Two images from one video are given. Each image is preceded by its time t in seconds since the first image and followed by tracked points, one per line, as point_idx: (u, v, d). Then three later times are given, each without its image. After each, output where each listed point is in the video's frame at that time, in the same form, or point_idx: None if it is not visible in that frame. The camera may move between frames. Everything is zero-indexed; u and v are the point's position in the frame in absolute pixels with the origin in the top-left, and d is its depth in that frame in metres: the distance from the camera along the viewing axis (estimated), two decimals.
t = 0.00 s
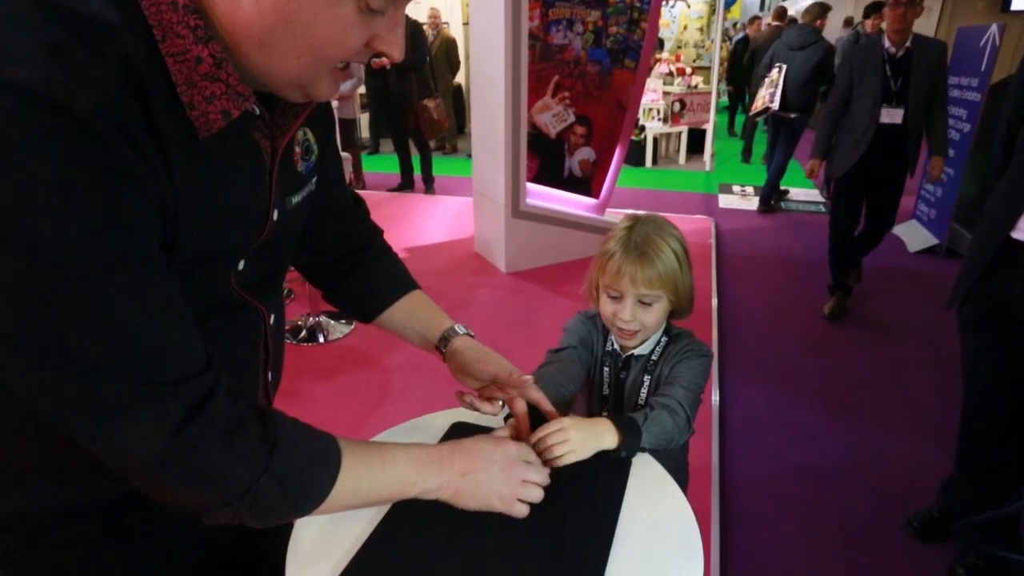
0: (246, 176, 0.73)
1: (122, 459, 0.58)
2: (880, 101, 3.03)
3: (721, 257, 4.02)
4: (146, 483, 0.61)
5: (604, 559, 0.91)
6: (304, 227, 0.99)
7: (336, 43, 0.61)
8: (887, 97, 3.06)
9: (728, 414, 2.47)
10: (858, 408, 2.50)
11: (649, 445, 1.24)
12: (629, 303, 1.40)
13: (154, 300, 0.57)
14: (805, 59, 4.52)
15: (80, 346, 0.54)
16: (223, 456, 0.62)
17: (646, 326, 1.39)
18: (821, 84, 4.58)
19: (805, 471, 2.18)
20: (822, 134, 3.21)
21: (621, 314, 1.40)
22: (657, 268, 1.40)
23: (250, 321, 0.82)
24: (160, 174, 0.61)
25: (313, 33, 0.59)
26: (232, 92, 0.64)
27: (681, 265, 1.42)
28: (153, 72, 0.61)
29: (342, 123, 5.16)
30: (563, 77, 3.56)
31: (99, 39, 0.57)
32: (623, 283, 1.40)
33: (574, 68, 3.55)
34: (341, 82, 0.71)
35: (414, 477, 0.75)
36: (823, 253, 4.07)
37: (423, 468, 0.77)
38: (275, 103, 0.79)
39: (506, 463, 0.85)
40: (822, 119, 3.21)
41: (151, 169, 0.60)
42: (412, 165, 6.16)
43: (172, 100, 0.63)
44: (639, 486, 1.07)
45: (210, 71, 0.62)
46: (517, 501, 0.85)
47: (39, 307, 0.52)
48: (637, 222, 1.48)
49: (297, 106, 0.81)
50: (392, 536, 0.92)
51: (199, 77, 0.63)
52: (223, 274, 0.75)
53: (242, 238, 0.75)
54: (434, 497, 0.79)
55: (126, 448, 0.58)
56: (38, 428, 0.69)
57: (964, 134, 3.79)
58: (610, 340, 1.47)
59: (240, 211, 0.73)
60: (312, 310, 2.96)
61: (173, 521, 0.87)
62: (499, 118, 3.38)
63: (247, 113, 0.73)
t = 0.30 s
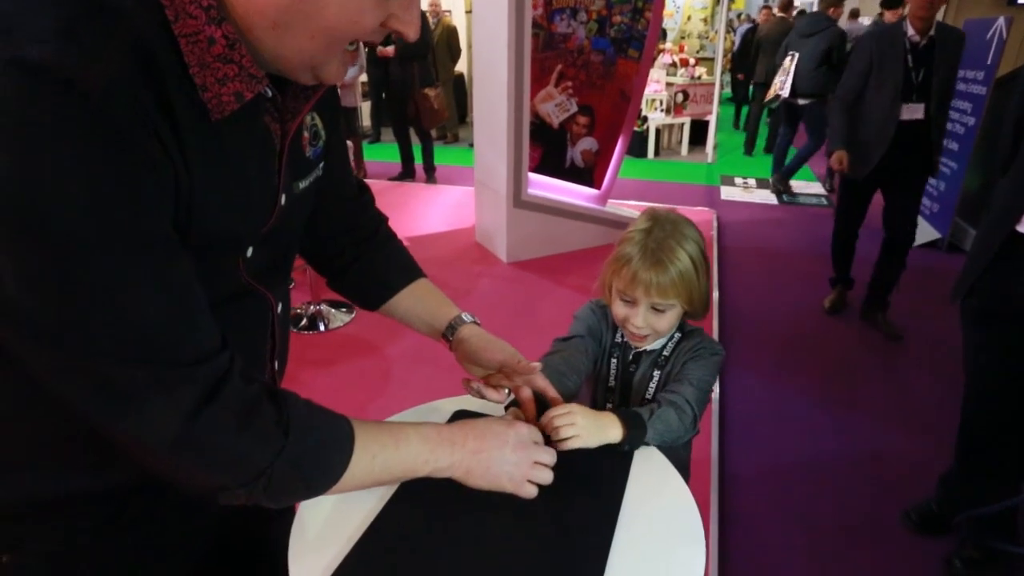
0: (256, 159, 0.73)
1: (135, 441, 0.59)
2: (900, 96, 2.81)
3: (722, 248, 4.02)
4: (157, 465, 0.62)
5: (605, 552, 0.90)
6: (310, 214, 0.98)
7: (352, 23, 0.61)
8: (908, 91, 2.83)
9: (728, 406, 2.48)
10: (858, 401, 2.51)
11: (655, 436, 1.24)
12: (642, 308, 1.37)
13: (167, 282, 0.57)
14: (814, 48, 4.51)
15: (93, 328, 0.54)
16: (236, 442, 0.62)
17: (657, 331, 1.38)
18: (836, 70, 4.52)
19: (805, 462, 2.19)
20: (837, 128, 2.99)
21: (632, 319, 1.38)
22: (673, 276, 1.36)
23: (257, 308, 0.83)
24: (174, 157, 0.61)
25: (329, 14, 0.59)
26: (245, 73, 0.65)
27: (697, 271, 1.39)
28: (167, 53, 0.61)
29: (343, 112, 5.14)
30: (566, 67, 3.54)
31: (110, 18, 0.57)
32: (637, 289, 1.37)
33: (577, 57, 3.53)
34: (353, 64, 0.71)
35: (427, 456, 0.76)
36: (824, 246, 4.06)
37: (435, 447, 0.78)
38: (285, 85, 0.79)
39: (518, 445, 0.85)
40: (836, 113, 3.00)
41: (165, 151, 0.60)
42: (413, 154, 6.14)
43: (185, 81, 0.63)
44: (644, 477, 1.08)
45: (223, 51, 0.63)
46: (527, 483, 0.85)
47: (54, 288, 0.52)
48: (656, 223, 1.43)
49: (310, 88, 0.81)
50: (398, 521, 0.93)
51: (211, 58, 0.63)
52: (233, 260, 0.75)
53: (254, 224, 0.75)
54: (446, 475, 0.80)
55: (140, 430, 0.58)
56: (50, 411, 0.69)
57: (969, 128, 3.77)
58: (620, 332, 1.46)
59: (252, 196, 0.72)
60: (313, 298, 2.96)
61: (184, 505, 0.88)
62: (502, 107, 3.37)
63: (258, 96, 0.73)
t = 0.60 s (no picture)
0: (261, 146, 0.73)
1: (140, 428, 0.59)
2: (930, 106, 2.53)
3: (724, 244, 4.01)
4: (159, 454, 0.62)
5: (605, 546, 0.91)
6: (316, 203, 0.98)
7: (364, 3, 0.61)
8: (942, 99, 2.54)
9: (729, 401, 2.48)
10: (858, 396, 2.51)
11: (665, 429, 1.22)
12: (654, 314, 1.36)
13: (169, 268, 0.57)
14: (832, 48, 4.54)
15: (96, 313, 0.54)
16: (241, 431, 0.62)
17: (666, 337, 1.38)
18: (858, 68, 4.51)
19: (805, 458, 2.20)
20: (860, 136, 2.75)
21: (643, 323, 1.37)
22: (690, 287, 1.34)
23: (262, 298, 0.82)
24: (176, 141, 0.61)
25: None
26: (250, 58, 0.65)
27: (713, 283, 1.38)
28: (173, 38, 0.61)
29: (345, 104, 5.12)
30: (569, 60, 3.52)
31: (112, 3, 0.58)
32: (653, 296, 1.35)
33: (581, 50, 3.51)
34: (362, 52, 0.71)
35: (423, 450, 0.77)
36: (828, 242, 4.05)
37: (431, 442, 0.78)
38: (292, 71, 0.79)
39: (514, 437, 0.85)
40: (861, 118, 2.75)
41: (169, 137, 0.60)
42: (415, 146, 6.12)
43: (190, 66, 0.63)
44: (643, 475, 1.08)
45: (229, 36, 0.63)
46: (524, 472, 0.85)
47: (57, 274, 0.52)
48: (679, 230, 1.41)
49: (316, 73, 0.80)
50: (400, 512, 0.93)
51: (216, 42, 0.63)
52: (238, 248, 0.75)
53: (258, 213, 0.74)
54: (443, 469, 0.80)
55: (144, 418, 0.58)
56: (54, 398, 0.70)
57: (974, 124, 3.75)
58: (626, 328, 1.46)
59: (256, 182, 0.72)
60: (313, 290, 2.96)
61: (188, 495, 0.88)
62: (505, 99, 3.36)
63: (263, 82, 0.73)
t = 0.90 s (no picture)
0: (261, 144, 0.72)
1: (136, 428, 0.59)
2: (972, 105, 2.35)
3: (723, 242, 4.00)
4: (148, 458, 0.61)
5: (605, 540, 0.92)
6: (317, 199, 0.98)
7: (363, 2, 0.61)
8: (982, 97, 2.35)
9: (727, 399, 2.48)
10: (857, 396, 2.51)
11: (664, 425, 1.21)
12: (658, 323, 1.35)
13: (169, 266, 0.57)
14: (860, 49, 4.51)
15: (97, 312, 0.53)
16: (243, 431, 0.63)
17: (666, 344, 1.38)
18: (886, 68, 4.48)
19: (803, 456, 2.20)
20: (892, 138, 2.52)
21: (645, 329, 1.37)
22: (698, 302, 1.33)
23: (262, 294, 0.82)
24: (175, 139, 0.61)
25: None
26: (255, 54, 0.65)
27: (722, 299, 1.36)
28: (176, 35, 0.61)
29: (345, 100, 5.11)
30: (569, 56, 3.52)
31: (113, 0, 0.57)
32: (660, 306, 1.33)
33: (581, 47, 3.51)
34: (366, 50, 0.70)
35: (412, 452, 0.76)
36: (827, 241, 4.05)
37: (419, 443, 0.77)
38: (294, 68, 0.79)
39: (502, 434, 0.84)
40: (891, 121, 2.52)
41: (168, 135, 0.59)
42: (415, 142, 6.10)
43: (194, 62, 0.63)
44: (643, 472, 1.09)
45: (233, 31, 0.63)
46: (515, 468, 0.85)
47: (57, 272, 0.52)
48: (696, 240, 1.38)
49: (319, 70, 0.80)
50: (399, 510, 0.93)
51: (220, 38, 0.63)
52: (239, 245, 0.75)
53: (258, 211, 0.74)
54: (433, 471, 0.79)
55: (143, 418, 0.58)
56: (53, 396, 0.70)
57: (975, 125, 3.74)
58: (627, 327, 1.46)
59: (257, 178, 0.72)
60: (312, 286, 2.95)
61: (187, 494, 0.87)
62: (505, 96, 3.35)
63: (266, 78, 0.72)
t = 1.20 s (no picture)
0: (259, 144, 0.73)
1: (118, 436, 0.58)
2: None
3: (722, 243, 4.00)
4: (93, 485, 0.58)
5: (606, 539, 0.92)
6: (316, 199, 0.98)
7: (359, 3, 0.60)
8: None
9: (726, 399, 2.48)
10: (856, 397, 2.51)
11: (665, 425, 1.21)
12: (660, 329, 1.35)
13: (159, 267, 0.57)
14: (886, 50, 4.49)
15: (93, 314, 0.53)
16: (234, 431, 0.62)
17: (666, 349, 1.38)
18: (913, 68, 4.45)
19: (802, 457, 2.19)
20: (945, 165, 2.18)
21: (646, 334, 1.37)
22: (701, 309, 1.33)
23: (262, 292, 0.82)
24: (166, 140, 0.60)
25: None
26: (254, 53, 0.65)
27: (725, 305, 1.36)
28: (175, 35, 0.61)
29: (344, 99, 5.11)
30: (569, 56, 3.51)
31: None
32: (662, 312, 1.33)
33: (581, 47, 3.50)
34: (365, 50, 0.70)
35: (351, 505, 0.67)
36: (827, 242, 4.04)
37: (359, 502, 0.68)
38: (294, 68, 0.79)
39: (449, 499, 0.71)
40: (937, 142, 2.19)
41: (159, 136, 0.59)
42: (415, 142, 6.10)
43: (193, 61, 0.63)
44: (641, 472, 1.09)
45: (233, 30, 0.63)
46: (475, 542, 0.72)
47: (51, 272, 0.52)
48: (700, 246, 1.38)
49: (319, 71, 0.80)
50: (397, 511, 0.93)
51: (219, 37, 0.63)
52: (238, 245, 0.75)
53: (255, 212, 0.74)
54: (377, 538, 0.68)
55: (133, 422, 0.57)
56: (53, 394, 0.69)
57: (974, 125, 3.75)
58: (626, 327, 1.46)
59: (251, 179, 0.72)
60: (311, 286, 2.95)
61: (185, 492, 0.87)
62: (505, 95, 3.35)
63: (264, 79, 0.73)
